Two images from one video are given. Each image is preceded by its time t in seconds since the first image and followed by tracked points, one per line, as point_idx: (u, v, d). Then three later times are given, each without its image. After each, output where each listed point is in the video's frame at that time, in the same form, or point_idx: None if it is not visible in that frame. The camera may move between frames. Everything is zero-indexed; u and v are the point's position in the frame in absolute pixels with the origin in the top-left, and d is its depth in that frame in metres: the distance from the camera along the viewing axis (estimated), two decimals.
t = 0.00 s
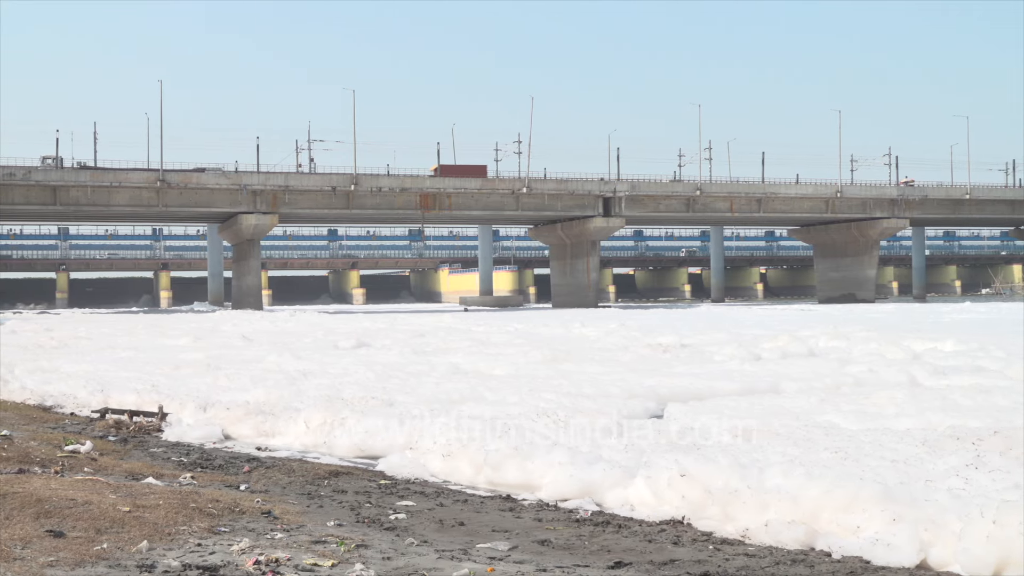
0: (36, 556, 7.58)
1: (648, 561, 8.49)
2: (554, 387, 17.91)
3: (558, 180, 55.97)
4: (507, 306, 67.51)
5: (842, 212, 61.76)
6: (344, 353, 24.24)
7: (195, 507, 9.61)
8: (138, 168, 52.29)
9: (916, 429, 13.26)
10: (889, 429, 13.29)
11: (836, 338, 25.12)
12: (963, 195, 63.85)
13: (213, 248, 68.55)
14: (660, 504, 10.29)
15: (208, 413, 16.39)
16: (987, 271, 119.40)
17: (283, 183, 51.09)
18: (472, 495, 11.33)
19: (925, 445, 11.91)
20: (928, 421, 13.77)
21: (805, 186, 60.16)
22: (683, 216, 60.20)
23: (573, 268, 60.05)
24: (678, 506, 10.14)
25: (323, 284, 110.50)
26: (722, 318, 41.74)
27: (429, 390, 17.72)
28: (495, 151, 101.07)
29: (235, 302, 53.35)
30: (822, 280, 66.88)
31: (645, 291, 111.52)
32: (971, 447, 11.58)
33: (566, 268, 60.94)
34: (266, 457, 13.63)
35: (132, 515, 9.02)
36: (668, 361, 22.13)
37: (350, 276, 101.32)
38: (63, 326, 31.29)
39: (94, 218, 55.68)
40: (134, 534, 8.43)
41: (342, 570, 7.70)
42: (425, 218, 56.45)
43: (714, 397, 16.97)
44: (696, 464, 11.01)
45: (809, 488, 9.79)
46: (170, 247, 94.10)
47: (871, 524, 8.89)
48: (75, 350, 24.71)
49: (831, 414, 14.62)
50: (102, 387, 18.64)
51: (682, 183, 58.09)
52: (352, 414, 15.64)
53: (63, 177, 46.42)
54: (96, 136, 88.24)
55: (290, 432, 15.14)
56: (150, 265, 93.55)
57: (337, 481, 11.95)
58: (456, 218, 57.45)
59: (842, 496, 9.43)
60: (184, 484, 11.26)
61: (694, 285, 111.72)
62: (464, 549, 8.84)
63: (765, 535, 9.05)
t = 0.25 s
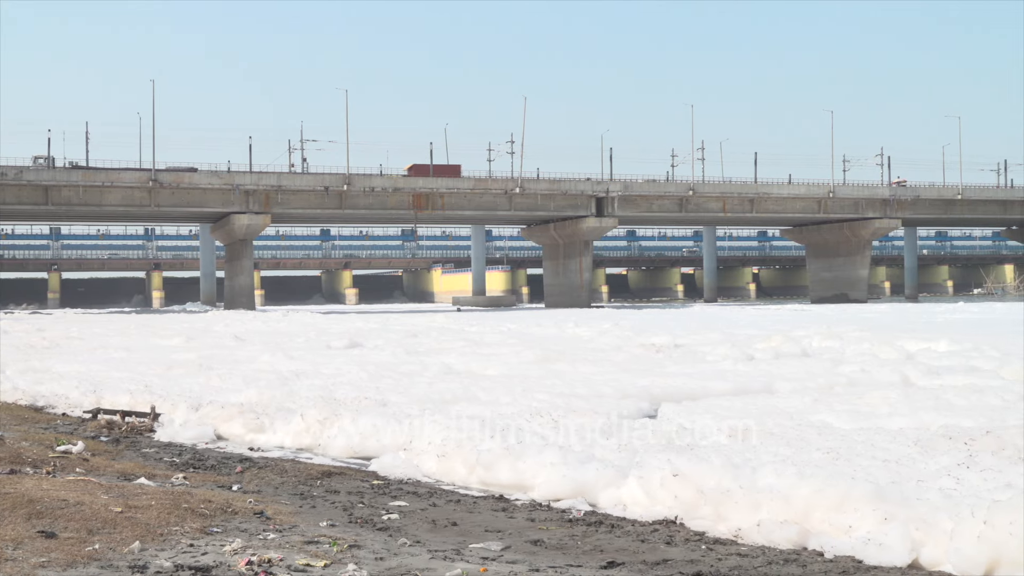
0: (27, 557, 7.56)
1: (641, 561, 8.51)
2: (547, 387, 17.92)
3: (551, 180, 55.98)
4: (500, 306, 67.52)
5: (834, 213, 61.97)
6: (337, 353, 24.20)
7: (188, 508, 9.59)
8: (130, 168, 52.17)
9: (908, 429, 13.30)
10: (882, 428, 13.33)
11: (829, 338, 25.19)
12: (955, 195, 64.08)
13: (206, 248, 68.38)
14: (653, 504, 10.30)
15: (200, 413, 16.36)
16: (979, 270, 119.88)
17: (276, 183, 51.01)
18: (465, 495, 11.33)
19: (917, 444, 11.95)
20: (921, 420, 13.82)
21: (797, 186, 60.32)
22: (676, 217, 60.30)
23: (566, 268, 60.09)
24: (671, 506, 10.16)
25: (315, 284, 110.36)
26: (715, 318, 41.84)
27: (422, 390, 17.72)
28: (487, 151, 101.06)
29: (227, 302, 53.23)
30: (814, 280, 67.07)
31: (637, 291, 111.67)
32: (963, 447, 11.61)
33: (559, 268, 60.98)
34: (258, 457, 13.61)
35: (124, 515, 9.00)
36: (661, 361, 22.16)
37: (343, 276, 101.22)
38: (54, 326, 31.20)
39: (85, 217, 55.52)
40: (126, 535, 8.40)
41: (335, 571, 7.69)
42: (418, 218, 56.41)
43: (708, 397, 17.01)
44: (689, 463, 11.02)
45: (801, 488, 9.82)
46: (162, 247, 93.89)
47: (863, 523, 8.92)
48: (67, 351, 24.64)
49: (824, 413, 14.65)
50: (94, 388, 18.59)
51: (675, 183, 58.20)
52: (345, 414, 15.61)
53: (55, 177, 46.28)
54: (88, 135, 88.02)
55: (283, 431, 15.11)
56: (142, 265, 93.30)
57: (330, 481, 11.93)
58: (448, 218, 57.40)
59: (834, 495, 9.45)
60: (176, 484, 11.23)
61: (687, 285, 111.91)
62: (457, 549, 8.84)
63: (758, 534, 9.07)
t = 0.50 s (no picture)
0: (19, 558, 7.53)
1: (633, 560, 8.53)
2: (540, 387, 17.94)
3: (543, 180, 56.00)
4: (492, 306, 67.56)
5: (826, 213, 62.16)
6: (330, 354, 24.17)
7: (180, 508, 9.56)
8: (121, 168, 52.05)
9: (901, 429, 13.34)
10: (874, 428, 13.37)
11: (823, 338, 25.25)
12: (946, 195, 64.29)
13: (198, 248, 68.24)
14: (645, 504, 10.31)
15: (192, 413, 16.34)
16: (970, 270, 120.38)
17: (268, 183, 50.90)
18: (458, 495, 11.33)
19: (909, 444, 11.99)
20: (914, 420, 13.86)
21: (789, 186, 60.49)
22: (669, 217, 60.39)
23: (558, 268, 60.12)
24: (664, 506, 10.17)
25: (308, 284, 110.18)
26: (708, 318, 41.91)
27: (415, 390, 17.72)
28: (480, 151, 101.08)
29: (220, 302, 53.11)
30: (807, 280, 67.26)
31: (630, 291, 111.82)
32: (955, 447, 11.64)
33: (552, 268, 61.02)
34: (251, 458, 13.59)
35: (115, 516, 8.98)
36: (654, 361, 22.20)
37: (335, 276, 101.12)
38: (46, 326, 31.11)
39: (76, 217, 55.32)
40: (118, 535, 8.38)
41: (327, 571, 7.68)
42: (410, 218, 56.34)
43: (701, 397, 17.03)
44: (681, 463, 11.03)
45: (793, 487, 9.84)
46: (154, 247, 93.65)
47: (854, 522, 8.94)
48: (60, 350, 24.55)
49: (818, 413, 14.67)
50: (86, 388, 18.51)
51: (667, 183, 58.28)
52: (337, 414, 15.59)
53: (46, 176, 46.15)
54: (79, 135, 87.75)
55: (276, 432, 15.05)
56: (134, 265, 93.03)
57: (323, 481, 11.91)
58: (441, 218, 57.38)
59: (826, 494, 9.48)
60: (168, 484, 11.19)
61: (679, 285, 112.05)
62: (450, 549, 8.85)
63: (750, 534, 9.10)
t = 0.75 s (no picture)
0: (9, 559, 7.50)
1: (626, 560, 8.54)
2: (533, 387, 17.95)
3: (536, 180, 56.00)
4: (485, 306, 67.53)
5: (818, 213, 62.32)
6: (323, 354, 24.14)
7: (172, 509, 9.53)
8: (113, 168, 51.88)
9: (894, 428, 13.39)
10: (867, 427, 13.41)
11: (817, 338, 25.32)
12: (938, 195, 64.50)
13: (190, 248, 68.06)
14: (638, 504, 10.33)
15: (184, 413, 16.30)
16: (961, 270, 120.82)
17: (260, 183, 50.77)
18: (451, 495, 11.33)
19: (901, 443, 12.04)
20: (907, 420, 13.92)
21: (782, 186, 60.62)
22: (661, 217, 60.48)
23: (551, 268, 60.14)
24: (656, 506, 10.19)
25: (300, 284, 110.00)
26: (701, 318, 41.98)
27: (408, 391, 17.71)
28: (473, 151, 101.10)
29: (212, 302, 52.98)
30: (799, 280, 67.41)
31: (623, 291, 111.93)
32: (947, 446, 11.68)
33: (545, 268, 61.02)
34: (243, 458, 13.57)
35: (107, 516, 8.95)
36: (646, 361, 22.22)
37: (328, 276, 100.98)
38: (37, 326, 31.00)
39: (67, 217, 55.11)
40: (110, 536, 8.36)
41: (320, 571, 7.67)
42: (403, 218, 56.30)
43: (694, 397, 17.05)
44: (674, 462, 11.05)
45: (784, 487, 9.86)
46: (146, 247, 93.39)
47: (846, 522, 8.97)
48: (51, 351, 24.47)
49: (810, 413, 14.72)
50: (77, 388, 18.44)
51: (660, 183, 58.36)
52: (330, 415, 15.57)
53: (38, 176, 45.99)
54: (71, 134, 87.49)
55: (269, 432, 15.02)
56: (126, 265, 92.76)
57: (315, 481, 11.90)
58: (433, 218, 57.31)
59: (818, 494, 9.51)
60: (160, 485, 11.16)
61: (672, 285, 112.19)
62: (442, 549, 8.85)
63: (742, 534, 9.12)
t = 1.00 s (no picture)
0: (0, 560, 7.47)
1: (618, 560, 8.55)
2: (526, 387, 17.95)
3: (528, 180, 56.02)
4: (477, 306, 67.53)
5: (810, 213, 62.50)
6: (316, 354, 24.11)
7: (163, 509, 9.51)
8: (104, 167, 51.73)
9: (886, 428, 13.43)
10: (860, 427, 13.44)
11: (810, 338, 25.37)
12: (929, 195, 64.78)
13: (182, 248, 67.89)
14: (630, 504, 10.35)
15: (177, 413, 16.24)
16: (952, 270, 121.38)
17: (252, 183, 50.66)
18: (443, 495, 11.33)
19: (893, 443, 12.08)
20: (899, 419, 13.97)
21: (774, 186, 60.79)
22: (654, 217, 60.56)
23: (543, 268, 60.17)
24: (648, 506, 10.21)
25: (292, 284, 109.81)
26: (693, 318, 42.05)
27: (400, 391, 17.71)
28: (465, 151, 101.11)
29: (204, 302, 52.86)
30: (791, 280, 67.59)
31: (615, 291, 112.05)
32: (938, 446, 11.71)
33: (537, 268, 61.05)
34: (235, 458, 13.55)
35: (98, 517, 8.92)
36: (639, 361, 22.24)
37: (320, 276, 100.84)
38: (28, 326, 30.88)
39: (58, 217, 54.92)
40: (101, 536, 8.33)
41: (312, 572, 7.67)
42: (395, 218, 56.26)
43: (687, 397, 17.08)
44: (666, 462, 11.06)
45: (776, 487, 9.89)
46: (138, 247, 93.18)
47: (838, 521, 9.00)
48: (42, 351, 24.38)
49: (803, 413, 14.76)
50: (68, 389, 18.36)
51: (652, 183, 58.46)
52: (323, 415, 15.56)
53: (29, 176, 45.84)
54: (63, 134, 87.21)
55: (261, 433, 14.97)
56: (118, 265, 92.47)
57: (307, 482, 11.88)
58: (426, 218, 57.28)
59: (810, 494, 9.53)
60: (152, 486, 11.13)
61: (665, 285, 112.35)
62: (435, 549, 8.85)
63: (734, 533, 9.15)
